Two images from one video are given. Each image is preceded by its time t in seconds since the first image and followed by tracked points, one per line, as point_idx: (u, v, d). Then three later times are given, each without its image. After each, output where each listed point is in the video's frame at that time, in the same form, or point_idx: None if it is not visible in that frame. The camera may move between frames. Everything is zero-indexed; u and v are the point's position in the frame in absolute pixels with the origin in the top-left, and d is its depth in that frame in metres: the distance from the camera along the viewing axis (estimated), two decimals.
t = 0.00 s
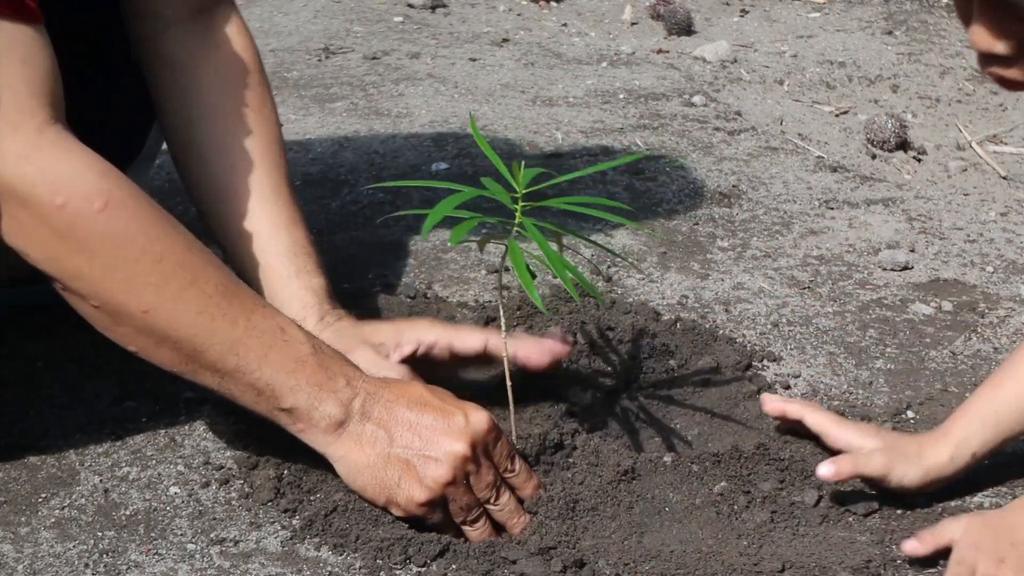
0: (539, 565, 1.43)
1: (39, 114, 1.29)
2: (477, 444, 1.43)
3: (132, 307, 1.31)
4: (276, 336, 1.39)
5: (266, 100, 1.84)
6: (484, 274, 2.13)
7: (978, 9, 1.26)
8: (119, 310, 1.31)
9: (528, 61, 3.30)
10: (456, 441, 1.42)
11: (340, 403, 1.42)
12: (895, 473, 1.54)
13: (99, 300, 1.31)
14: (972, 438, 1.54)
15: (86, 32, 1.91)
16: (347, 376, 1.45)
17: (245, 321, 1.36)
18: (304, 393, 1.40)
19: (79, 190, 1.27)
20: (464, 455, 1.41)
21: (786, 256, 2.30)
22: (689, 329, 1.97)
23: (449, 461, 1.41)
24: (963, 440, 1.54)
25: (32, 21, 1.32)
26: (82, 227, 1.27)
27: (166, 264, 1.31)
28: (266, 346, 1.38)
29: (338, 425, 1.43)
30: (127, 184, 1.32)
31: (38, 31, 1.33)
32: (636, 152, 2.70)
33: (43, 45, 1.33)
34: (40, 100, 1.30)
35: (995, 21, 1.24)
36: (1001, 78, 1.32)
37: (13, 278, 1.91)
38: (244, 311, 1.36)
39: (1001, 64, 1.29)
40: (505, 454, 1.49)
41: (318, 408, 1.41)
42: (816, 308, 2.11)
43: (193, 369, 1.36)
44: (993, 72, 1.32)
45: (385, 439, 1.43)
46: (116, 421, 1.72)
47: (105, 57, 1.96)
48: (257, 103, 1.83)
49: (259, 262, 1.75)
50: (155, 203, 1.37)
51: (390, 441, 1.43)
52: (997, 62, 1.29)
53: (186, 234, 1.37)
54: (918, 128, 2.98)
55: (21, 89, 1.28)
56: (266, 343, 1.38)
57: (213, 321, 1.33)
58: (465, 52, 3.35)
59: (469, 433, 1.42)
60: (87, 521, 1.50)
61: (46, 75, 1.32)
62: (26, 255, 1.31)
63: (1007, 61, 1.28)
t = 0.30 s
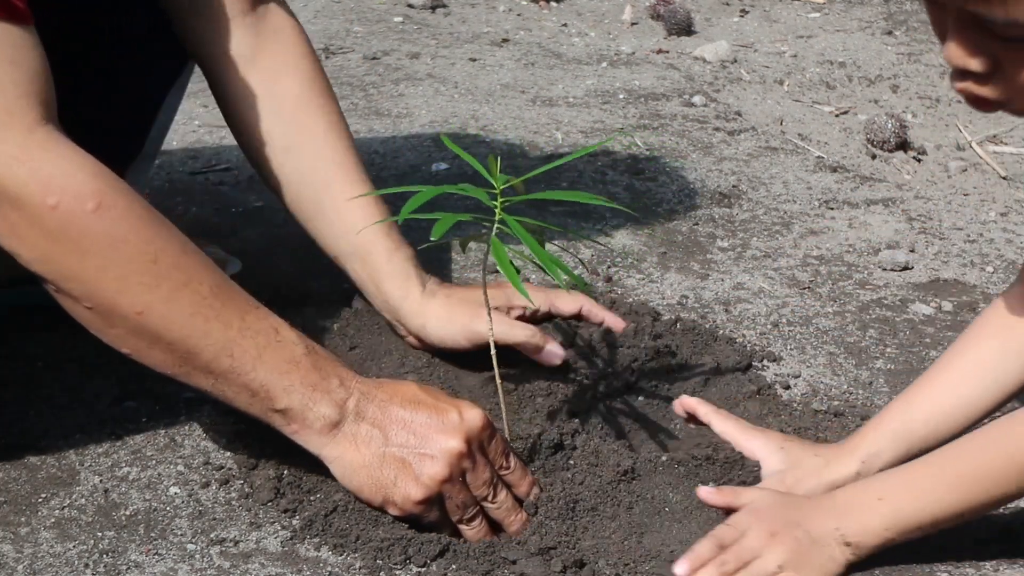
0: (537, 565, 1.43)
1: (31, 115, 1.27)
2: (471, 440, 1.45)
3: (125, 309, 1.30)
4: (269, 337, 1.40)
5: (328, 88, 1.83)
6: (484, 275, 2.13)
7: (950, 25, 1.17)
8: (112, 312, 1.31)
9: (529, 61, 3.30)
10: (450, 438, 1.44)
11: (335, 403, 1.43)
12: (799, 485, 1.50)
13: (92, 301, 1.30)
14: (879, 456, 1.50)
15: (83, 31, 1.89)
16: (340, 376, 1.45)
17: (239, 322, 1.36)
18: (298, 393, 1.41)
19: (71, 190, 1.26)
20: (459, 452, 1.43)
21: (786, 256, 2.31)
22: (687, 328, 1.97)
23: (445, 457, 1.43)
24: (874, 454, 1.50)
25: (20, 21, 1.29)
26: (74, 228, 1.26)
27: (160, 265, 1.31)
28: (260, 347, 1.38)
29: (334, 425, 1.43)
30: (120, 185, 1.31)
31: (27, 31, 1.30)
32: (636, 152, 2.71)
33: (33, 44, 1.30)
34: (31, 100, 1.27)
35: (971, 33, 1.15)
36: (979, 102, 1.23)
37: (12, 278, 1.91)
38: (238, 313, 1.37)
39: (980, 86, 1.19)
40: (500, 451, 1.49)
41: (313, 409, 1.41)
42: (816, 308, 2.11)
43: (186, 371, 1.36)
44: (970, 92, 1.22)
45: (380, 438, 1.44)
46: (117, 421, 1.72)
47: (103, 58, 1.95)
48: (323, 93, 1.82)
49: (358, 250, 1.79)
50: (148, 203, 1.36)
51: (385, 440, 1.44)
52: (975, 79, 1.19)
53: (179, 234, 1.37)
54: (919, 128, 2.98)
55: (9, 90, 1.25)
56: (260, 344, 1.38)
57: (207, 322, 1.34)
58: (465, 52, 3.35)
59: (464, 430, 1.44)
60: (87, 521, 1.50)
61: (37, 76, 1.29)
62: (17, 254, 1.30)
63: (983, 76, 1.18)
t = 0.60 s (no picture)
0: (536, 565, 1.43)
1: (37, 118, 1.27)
2: (472, 439, 1.45)
3: (128, 310, 1.30)
4: (273, 338, 1.40)
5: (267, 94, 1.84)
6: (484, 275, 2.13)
7: (894, 62, 1.18)
8: (115, 313, 1.30)
9: (529, 61, 3.30)
10: (451, 438, 1.43)
11: (337, 405, 1.43)
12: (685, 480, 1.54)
13: (95, 303, 1.30)
14: (775, 456, 1.52)
15: (86, 31, 1.91)
16: (343, 378, 1.46)
17: (240, 323, 1.37)
18: (301, 394, 1.41)
19: (76, 191, 1.26)
20: (460, 452, 1.43)
21: (786, 256, 2.30)
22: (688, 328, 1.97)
23: (446, 456, 1.42)
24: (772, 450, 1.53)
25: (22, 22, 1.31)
26: (78, 229, 1.26)
27: (163, 267, 1.31)
28: (263, 348, 1.38)
29: (335, 427, 1.43)
30: (123, 187, 1.31)
31: (28, 33, 1.31)
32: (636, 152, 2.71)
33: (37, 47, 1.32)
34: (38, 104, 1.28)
35: (916, 69, 1.15)
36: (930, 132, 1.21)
37: (12, 278, 1.91)
38: (241, 314, 1.37)
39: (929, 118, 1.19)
40: (501, 450, 1.49)
41: (316, 410, 1.42)
42: (816, 308, 2.11)
43: (189, 373, 1.36)
44: (919, 126, 1.21)
45: (382, 439, 1.44)
46: (116, 422, 1.72)
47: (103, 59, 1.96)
48: (256, 99, 1.82)
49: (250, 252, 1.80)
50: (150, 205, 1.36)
51: (386, 441, 1.44)
52: (924, 113, 1.19)
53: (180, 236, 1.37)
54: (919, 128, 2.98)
55: (18, 89, 1.25)
56: (263, 345, 1.38)
57: (211, 323, 1.34)
58: (465, 52, 3.35)
59: (465, 429, 1.44)
60: (87, 521, 1.50)
61: (42, 78, 1.30)
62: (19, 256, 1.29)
63: (930, 110, 1.18)
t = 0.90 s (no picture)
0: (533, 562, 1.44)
1: (28, 113, 1.25)
2: (476, 420, 1.48)
3: (124, 299, 1.28)
4: (270, 320, 1.39)
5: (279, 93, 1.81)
6: (484, 275, 2.13)
7: (886, 49, 1.13)
8: (110, 302, 1.29)
9: (529, 61, 3.30)
10: (456, 418, 1.46)
11: (339, 382, 1.42)
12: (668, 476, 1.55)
13: (90, 293, 1.29)
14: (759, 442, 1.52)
15: (86, 31, 1.91)
16: (342, 357, 1.45)
17: (237, 307, 1.35)
18: (301, 373, 1.40)
19: (67, 182, 1.24)
20: (465, 432, 1.46)
21: (786, 256, 2.30)
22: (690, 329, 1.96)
23: (452, 436, 1.45)
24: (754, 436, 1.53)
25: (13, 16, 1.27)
26: (71, 219, 1.24)
27: (155, 254, 1.29)
28: (262, 330, 1.37)
29: (338, 404, 1.42)
30: (113, 175, 1.29)
31: (22, 27, 1.29)
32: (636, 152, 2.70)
33: (30, 40, 1.29)
34: (29, 99, 1.25)
35: (904, 58, 1.12)
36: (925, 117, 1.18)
37: (12, 277, 1.91)
38: (237, 297, 1.36)
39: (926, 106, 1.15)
40: (502, 438, 1.53)
41: (317, 388, 1.41)
42: (816, 308, 2.11)
43: (188, 359, 1.35)
44: (916, 112, 1.18)
45: (386, 418, 1.44)
46: (117, 422, 1.72)
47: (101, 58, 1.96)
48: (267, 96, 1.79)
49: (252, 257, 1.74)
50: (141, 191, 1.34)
51: (390, 420, 1.44)
52: (918, 100, 1.15)
53: (172, 221, 1.35)
54: (919, 128, 2.97)
55: (8, 85, 1.23)
56: (262, 328, 1.37)
57: (208, 307, 1.33)
58: (465, 52, 3.35)
59: (470, 410, 1.47)
60: (87, 521, 1.50)
61: (34, 72, 1.28)
62: (11, 249, 1.27)
63: (923, 99, 1.14)
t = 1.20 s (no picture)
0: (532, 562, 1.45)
1: (19, 103, 1.25)
2: (476, 402, 1.46)
3: (118, 287, 1.28)
4: (266, 305, 1.38)
5: (303, 104, 1.79)
6: (484, 275, 2.13)
7: (892, 48, 1.12)
8: (105, 291, 1.29)
9: (528, 61, 3.30)
10: (455, 399, 1.44)
11: (338, 366, 1.42)
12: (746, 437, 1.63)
13: (84, 283, 1.28)
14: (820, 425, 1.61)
15: (83, 27, 1.90)
16: (340, 342, 1.45)
17: (232, 294, 1.35)
18: (299, 358, 1.39)
19: (58, 171, 1.23)
20: (465, 413, 1.44)
21: (786, 256, 2.30)
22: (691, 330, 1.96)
23: (451, 418, 1.43)
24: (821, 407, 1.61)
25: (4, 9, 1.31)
26: (64, 210, 1.24)
27: (149, 243, 1.29)
28: (258, 315, 1.36)
29: (337, 389, 1.42)
30: (106, 165, 1.29)
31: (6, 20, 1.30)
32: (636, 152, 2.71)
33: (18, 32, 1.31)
34: (18, 90, 1.26)
35: (909, 58, 1.10)
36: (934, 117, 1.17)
37: (12, 277, 1.91)
38: (232, 283, 1.35)
39: (931, 106, 1.14)
40: (504, 420, 1.51)
41: (317, 372, 1.40)
42: (816, 308, 2.11)
43: (185, 347, 1.35)
44: (924, 111, 1.16)
45: (384, 402, 1.43)
46: (116, 421, 1.72)
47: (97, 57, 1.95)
48: (292, 107, 1.76)
49: (273, 262, 1.70)
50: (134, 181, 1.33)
51: (389, 403, 1.43)
52: (924, 99, 1.14)
53: (166, 210, 1.34)
54: (918, 128, 2.98)
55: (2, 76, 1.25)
56: (258, 313, 1.36)
57: (203, 294, 1.32)
58: (465, 52, 3.35)
59: (469, 391, 1.45)
60: (87, 521, 1.50)
61: (21, 65, 1.28)
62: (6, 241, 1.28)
63: (928, 97, 1.13)
